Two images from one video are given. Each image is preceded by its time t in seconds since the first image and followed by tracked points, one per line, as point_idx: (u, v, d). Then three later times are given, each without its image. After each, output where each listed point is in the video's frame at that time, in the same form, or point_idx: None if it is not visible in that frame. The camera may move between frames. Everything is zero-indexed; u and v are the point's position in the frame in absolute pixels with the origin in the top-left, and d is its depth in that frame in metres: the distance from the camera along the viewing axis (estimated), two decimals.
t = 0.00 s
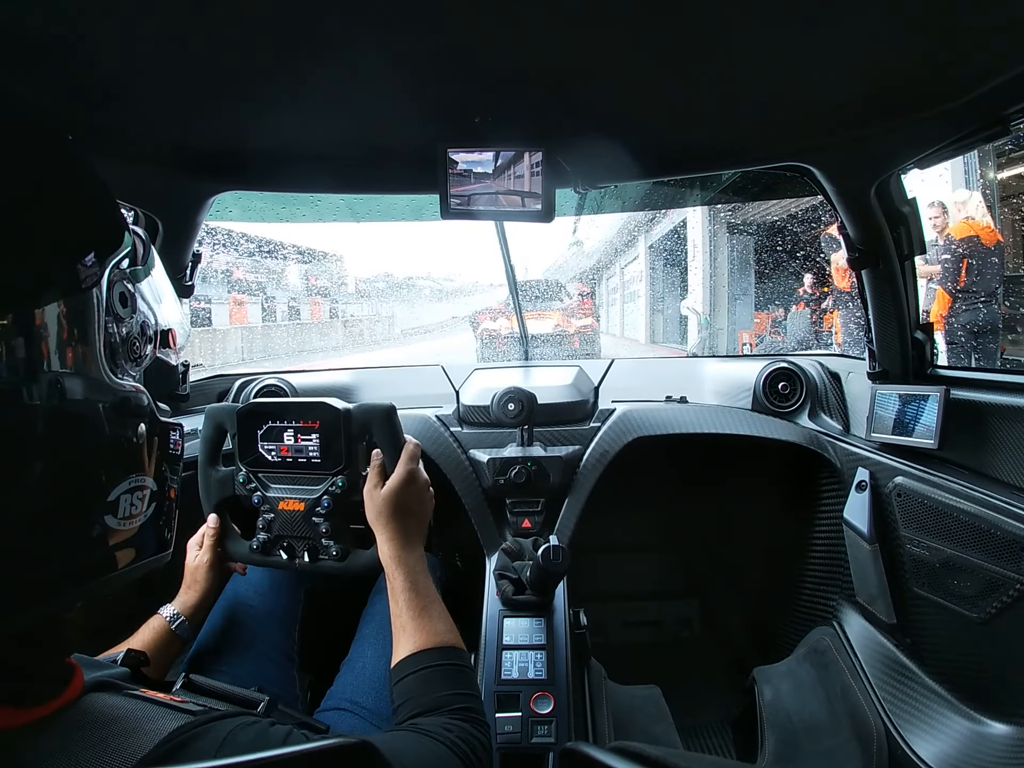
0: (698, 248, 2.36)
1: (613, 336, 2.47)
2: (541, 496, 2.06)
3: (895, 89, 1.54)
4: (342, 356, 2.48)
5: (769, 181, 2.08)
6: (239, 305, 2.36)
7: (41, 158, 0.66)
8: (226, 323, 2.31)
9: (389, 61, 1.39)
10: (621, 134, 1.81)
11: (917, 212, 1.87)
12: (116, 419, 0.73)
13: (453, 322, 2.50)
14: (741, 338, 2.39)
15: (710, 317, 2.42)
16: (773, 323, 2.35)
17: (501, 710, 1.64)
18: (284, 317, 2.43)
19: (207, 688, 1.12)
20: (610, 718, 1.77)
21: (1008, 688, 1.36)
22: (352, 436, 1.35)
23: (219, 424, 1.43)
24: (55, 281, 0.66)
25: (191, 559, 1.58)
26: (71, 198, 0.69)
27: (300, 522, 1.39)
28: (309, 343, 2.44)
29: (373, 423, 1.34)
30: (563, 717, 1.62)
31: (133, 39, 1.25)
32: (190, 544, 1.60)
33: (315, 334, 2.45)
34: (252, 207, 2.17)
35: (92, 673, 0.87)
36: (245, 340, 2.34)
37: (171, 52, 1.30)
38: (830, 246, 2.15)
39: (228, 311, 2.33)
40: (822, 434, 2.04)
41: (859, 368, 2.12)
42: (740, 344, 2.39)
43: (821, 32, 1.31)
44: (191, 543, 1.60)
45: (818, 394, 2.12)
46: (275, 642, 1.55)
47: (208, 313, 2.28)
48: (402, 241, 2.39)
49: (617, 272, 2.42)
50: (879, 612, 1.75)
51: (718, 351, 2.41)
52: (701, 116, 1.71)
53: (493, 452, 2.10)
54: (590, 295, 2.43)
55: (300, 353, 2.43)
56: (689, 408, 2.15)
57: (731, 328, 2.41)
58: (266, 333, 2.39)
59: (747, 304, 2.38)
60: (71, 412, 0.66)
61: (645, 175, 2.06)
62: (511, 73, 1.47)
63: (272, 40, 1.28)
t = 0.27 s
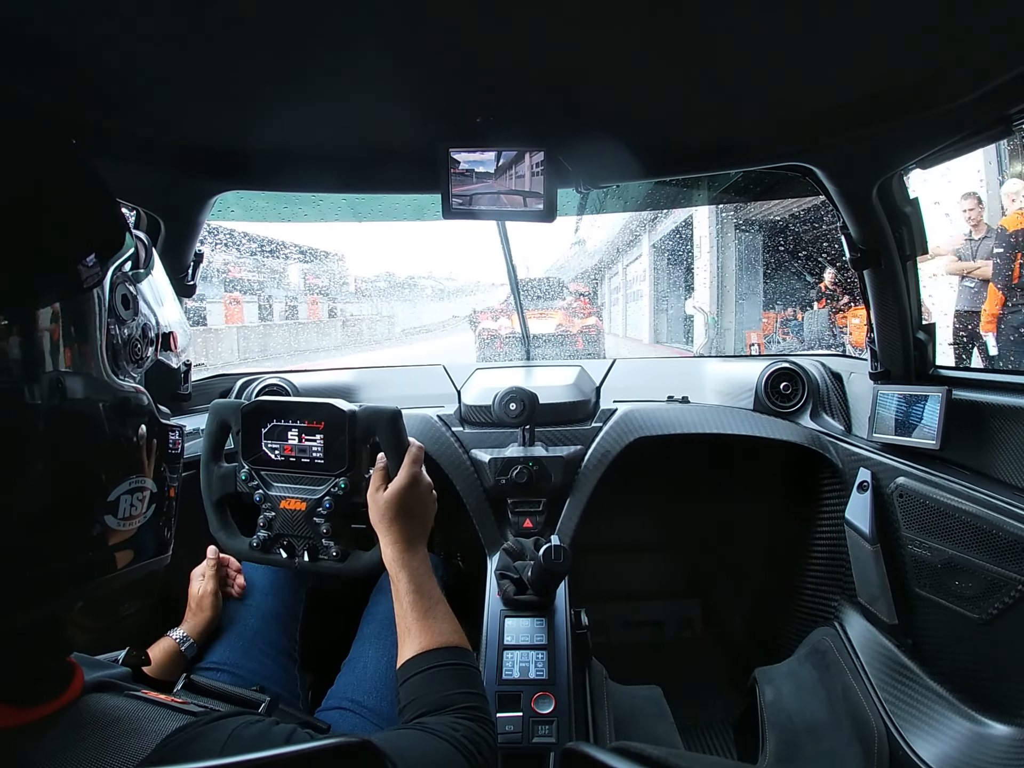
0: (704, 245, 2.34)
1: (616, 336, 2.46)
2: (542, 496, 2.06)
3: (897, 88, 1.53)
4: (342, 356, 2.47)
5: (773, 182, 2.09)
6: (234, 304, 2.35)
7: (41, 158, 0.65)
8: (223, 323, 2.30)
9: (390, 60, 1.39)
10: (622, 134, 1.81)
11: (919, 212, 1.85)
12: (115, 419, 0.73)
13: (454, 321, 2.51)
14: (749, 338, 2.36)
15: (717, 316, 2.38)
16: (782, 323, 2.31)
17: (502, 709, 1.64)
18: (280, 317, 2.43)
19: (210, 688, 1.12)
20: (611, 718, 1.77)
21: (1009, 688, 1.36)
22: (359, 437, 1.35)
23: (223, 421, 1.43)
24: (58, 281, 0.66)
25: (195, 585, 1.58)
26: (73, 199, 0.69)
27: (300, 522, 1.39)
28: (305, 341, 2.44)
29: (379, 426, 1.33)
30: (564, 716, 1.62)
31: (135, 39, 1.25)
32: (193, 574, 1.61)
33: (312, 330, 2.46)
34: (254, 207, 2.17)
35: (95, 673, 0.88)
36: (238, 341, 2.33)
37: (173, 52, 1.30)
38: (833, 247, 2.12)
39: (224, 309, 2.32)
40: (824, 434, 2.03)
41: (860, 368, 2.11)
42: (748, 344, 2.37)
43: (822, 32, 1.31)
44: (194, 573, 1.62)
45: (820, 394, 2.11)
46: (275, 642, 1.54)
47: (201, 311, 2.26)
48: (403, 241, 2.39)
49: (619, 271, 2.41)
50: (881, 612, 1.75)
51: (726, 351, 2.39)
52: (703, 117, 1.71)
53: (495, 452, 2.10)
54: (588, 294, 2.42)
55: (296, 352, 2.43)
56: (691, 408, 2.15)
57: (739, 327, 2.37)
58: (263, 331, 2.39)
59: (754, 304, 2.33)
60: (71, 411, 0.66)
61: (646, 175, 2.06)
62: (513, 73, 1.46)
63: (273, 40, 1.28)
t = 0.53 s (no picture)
0: (708, 243, 2.31)
1: (618, 336, 2.46)
2: (543, 496, 2.06)
3: (898, 88, 1.53)
4: (342, 356, 2.47)
5: (773, 182, 2.08)
6: (230, 304, 2.35)
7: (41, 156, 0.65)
8: (218, 321, 2.29)
9: (391, 60, 1.39)
10: (623, 134, 1.81)
11: (920, 212, 1.85)
12: (115, 417, 0.73)
13: (453, 321, 2.50)
14: (755, 338, 2.36)
15: (723, 316, 2.37)
16: (788, 324, 2.30)
17: (502, 709, 1.64)
18: (278, 317, 2.41)
19: (210, 688, 1.12)
20: (612, 718, 1.77)
21: (1009, 689, 1.36)
22: (360, 436, 1.35)
23: (224, 421, 1.44)
24: (57, 280, 0.66)
25: (205, 589, 1.58)
26: (73, 199, 0.69)
27: (301, 522, 1.39)
28: (301, 341, 2.42)
29: (379, 426, 1.33)
30: (564, 716, 1.62)
31: (136, 39, 1.25)
32: (202, 577, 1.61)
33: (308, 333, 2.43)
34: (255, 207, 2.18)
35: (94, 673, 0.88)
36: (235, 339, 2.32)
37: (174, 52, 1.31)
38: (835, 247, 2.12)
39: (221, 308, 2.32)
40: (824, 434, 2.03)
41: (861, 368, 2.11)
42: (754, 344, 2.37)
43: (822, 32, 1.31)
44: (205, 576, 1.61)
45: (821, 394, 2.11)
46: (276, 641, 1.54)
47: (197, 310, 2.27)
48: (404, 240, 2.40)
49: (620, 270, 2.37)
50: (881, 613, 1.74)
51: (731, 351, 2.39)
52: (704, 117, 1.71)
53: (495, 452, 2.10)
54: (587, 289, 2.40)
55: (291, 351, 2.41)
56: (692, 409, 2.14)
57: (745, 327, 2.36)
58: (262, 331, 2.38)
59: (761, 305, 2.31)
60: (70, 410, 0.66)
61: (647, 175, 2.06)
62: (513, 73, 1.47)
63: (274, 40, 1.29)
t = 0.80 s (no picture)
0: (714, 241, 2.29)
1: (620, 335, 2.46)
2: (543, 496, 2.06)
3: (897, 88, 1.53)
4: (342, 356, 2.48)
5: (774, 182, 2.09)
6: (226, 304, 2.31)
7: (38, 157, 0.65)
8: (214, 322, 2.27)
9: (390, 60, 1.39)
10: (623, 134, 1.81)
11: (920, 212, 1.85)
12: (112, 417, 0.73)
13: (452, 320, 2.48)
14: (760, 338, 2.35)
15: (728, 315, 2.36)
16: (794, 323, 2.29)
17: (503, 709, 1.64)
18: (275, 316, 2.39)
19: (211, 688, 1.12)
20: (612, 718, 1.76)
21: (1009, 689, 1.36)
22: (360, 436, 1.35)
23: (224, 420, 1.44)
24: (56, 279, 0.66)
25: (206, 591, 1.56)
26: (72, 199, 0.69)
27: (301, 522, 1.39)
28: (299, 341, 2.43)
29: (379, 426, 1.33)
30: (564, 716, 1.62)
31: (136, 40, 1.25)
32: (203, 578, 1.59)
33: (307, 333, 2.44)
34: (256, 207, 2.18)
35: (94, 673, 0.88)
36: (231, 340, 2.28)
37: (174, 52, 1.31)
38: (835, 246, 2.12)
39: (216, 307, 2.29)
40: (824, 434, 2.03)
41: (861, 368, 2.11)
42: (759, 343, 2.36)
43: (822, 32, 1.31)
44: (205, 578, 1.59)
45: (821, 394, 2.11)
46: (277, 641, 1.54)
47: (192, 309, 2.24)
48: (404, 240, 2.40)
49: (622, 268, 2.37)
50: (881, 612, 1.74)
51: (735, 351, 2.39)
52: (703, 116, 1.71)
53: (495, 452, 2.10)
54: (586, 291, 2.40)
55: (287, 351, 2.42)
56: (693, 409, 2.14)
57: (751, 327, 2.35)
58: (258, 330, 2.34)
59: (766, 302, 2.29)
60: (68, 410, 0.66)
61: (647, 175, 2.06)
62: (513, 73, 1.47)
63: (274, 40, 1.29)
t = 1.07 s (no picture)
0: (714, 241, 2.30)
1: (621, 335, 2.46)
2: (543, 496, 2.06)
3: (898, 88, 1.53)
4: (342, 356, 2.50)
5: (774, 182, 2.08)
6: (221, 303, 2.28)
7: (37, 156, 0.65)
8: (209, 322, 2.23)
9: (391, 60, 1.39)
10: (623, 134, 1.81)
11: (920, 212, 1.85)
12: (111, 416, 0.73)
13: (450, 321, 2.49)
14: (764, 337, 2.36)
15: (732, 315, 2.36)
16: (797, 322, 2.30)
17: (502, 709, 1.64)
18: (273, 316, 2.39)
19: (211, 687, 1.13)
20: (612, 718, 1.76)
21: (1009, 689, 1.36)
22: (360, 435, 1.35)
23: (223, 420, 1.44)
24: (55, 280, 0.66)
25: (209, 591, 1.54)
26: (71, 200, 0.69)
27: (301, 521, 1.39)
28: (297, 341, 2.42)
29: (379, 426, 1.33)
30: (564, 716, 1.62)
31: (136, 40, 1.25)
32: (207, 578, 1.57)
33: (304, 334, 2.43)
34: (256, 207, 2.18)
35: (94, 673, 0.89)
36: (227, 339, 2.25)
37: (175, 51, 1.30)
38: (835, 247, 2.11)
39: (212, 307, 2.26)
40: (824, 434, 2.03)
41: (862, 368, 2.11)
42: (764, 343, 2.37)
43: (822, 32, 1.31)
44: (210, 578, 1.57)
45: (822, 394, 2.11)
46: (277, 641, 1.54)
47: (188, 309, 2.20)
48: (403, 240, 2.40)
49: (623, 267, 2.38)
50: (881, 612, 1.74)
51: (738, 351, 2.39)
52: (703, 116, 1.71)
53: (495, 451, 2.10)
54: (585, 288, 2.41)
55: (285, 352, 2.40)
56: (692, 408, 2.14)
57: (754, 327, 2.35)
58: (253, 331, 2.33)
59: (770, 301, 2.30)
60: (67, 410, 0.66)
61: (647, 175, 2.06)
62: (513, 73, 1.47)
63: (274, 40, 1.29)
